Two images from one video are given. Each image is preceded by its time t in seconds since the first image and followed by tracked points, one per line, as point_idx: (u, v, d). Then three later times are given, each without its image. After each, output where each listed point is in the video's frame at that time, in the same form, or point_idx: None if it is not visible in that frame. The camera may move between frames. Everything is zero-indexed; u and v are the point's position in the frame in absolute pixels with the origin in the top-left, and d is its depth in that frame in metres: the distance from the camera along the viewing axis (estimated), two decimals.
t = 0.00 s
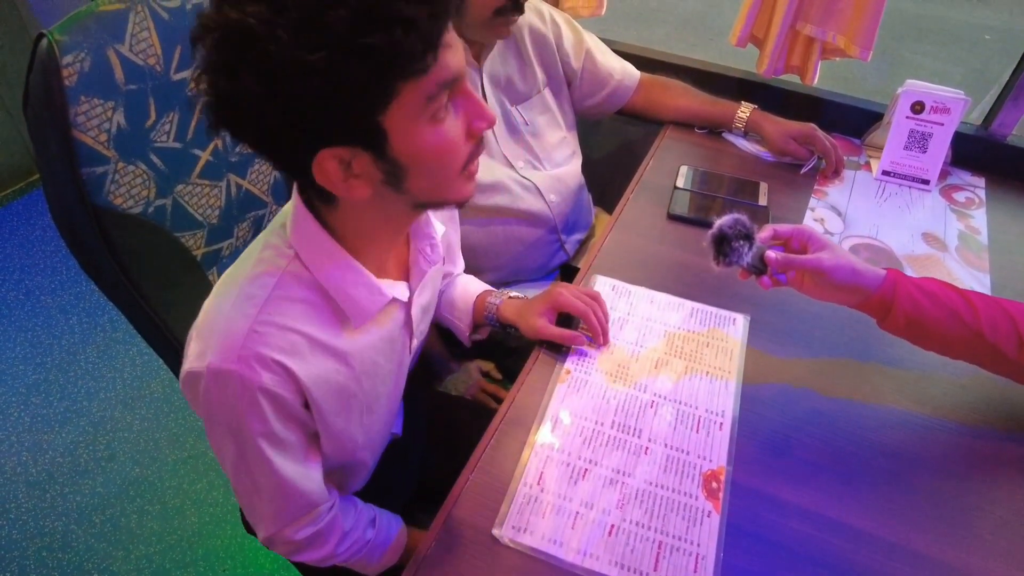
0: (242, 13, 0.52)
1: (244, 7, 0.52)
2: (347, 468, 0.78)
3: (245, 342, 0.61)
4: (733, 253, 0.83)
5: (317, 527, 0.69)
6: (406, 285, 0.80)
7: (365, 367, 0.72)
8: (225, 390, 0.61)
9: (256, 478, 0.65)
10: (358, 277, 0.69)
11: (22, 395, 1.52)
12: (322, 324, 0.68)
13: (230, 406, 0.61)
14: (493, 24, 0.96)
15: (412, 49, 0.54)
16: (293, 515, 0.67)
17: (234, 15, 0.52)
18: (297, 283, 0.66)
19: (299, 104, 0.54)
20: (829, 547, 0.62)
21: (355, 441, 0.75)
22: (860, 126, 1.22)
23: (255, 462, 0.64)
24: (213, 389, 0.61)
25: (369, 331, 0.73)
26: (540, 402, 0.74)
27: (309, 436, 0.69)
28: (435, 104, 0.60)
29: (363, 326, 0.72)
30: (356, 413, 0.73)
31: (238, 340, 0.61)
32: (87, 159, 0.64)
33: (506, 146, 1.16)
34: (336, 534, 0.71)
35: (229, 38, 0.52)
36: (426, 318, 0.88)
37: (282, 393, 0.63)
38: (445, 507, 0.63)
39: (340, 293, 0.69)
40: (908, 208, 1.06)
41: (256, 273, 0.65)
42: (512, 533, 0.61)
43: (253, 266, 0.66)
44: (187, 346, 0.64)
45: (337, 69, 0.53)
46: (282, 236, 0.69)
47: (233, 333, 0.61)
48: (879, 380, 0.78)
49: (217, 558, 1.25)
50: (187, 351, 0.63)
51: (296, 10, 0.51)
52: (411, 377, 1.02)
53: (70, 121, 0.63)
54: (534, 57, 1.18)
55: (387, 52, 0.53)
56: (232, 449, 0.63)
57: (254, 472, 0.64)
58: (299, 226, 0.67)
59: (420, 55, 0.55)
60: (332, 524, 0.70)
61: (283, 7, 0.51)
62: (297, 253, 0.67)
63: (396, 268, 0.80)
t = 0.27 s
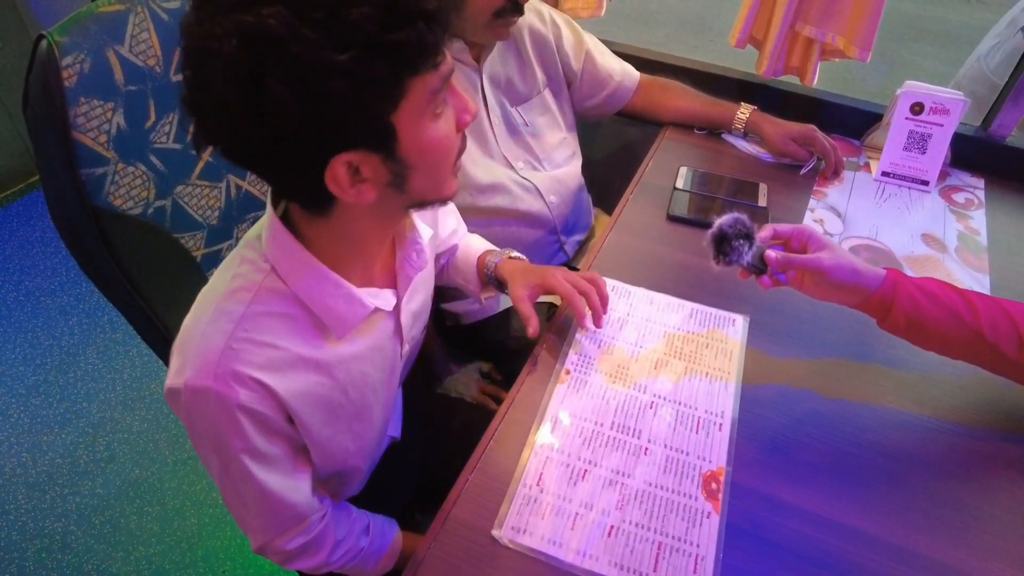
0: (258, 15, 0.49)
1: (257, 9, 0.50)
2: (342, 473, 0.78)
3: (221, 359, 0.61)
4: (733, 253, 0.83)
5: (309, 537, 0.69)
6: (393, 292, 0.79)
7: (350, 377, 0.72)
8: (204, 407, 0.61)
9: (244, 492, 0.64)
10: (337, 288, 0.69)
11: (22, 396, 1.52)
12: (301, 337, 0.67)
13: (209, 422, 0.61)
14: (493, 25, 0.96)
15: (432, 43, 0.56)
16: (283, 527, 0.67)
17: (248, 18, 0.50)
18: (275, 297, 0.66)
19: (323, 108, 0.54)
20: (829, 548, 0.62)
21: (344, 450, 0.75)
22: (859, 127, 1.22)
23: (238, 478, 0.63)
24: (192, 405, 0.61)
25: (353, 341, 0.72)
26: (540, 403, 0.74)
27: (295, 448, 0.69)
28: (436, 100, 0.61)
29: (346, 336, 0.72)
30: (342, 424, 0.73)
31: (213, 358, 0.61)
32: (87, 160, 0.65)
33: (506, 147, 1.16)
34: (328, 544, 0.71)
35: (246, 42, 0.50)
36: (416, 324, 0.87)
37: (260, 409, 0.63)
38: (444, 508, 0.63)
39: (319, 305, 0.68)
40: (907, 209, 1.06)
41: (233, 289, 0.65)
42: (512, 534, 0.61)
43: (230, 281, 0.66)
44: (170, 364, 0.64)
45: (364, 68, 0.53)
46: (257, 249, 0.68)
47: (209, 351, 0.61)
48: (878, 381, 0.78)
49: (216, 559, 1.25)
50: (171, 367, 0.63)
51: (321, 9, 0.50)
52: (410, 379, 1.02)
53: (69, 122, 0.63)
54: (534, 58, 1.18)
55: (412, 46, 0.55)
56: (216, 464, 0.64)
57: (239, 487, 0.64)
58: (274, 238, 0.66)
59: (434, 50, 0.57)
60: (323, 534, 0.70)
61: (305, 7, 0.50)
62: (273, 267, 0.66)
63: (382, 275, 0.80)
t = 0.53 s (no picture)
0: (238, 33, 0.49)
1: (236, 27, 0.50)
2: (342, 478, 0.78)
3: (219, 369, 0.61)
4: (732, 255, 0.83)
5: (310, 542, 0.69)
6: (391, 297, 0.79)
7: (349, 383, 0.72)
8: (204, 418, 0.61)
9: (245, 500, 0.65)
10: (334, 295, 0.69)
11: (22, 397, 1.52)
12: (300, 346, 0.68)
13: (209, 432, 0.61)
14: (493, 26, 0.96)
15: (421, 51, 0.56)
16: (283, 534, 0.67)
17: (228, 37, 0.50)
18: (272, 306, 0.66)
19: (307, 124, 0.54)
20: (829, 549, 0.62)
21: (343, 456, 0.75)
22: (859, 128, 1.22)
23: (238, 486, 0.63)
24: (191, 416, 0.61)
25: (349, 347, 0.72)
26: (540, 404, 0.74)
27: (294, 455, 0.69)
28: (429, 106, 0.61)
29: (343, 343, 0.72)
30: (342, 429, 0.73)
31: (212, 368, 0.61)
32: (86, 162, 0.65)
33: (506, 148, 1.16)
34: (328, 549, 0.71)
35: (227, 60, 0.50)
36: (418, 324, 0.89)
37: (259, 418, 0.63)
38: (445, 509, 0.64)
39: (316, 312, 0.68)
40: (907, 210, 1.06)
41: (230, 298, 0.65)
42: (512, 536, 0.61)
43: (227, 290, 0.66)
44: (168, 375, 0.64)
45: (348, 82, 0.53)
46: (253, 256, 0.68)
47: (206, 362, 0.61)
48: (878, 381, 0.78)
49: (216, 560, 1.25)
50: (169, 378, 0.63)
51: (300, 24, 0.50)
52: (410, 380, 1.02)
53: (69, 124, 0.63)
54: (534, 59, 1.19)
55: (397, 56, 0.54)
56: (216, 474, 0.64)
57: (240, 495, 0.64)
58: (269, 247, 0.66)
59: (422, 58, 0.57)
60: (323, 540, 0.70)
61: (285, 22, 0.50)
62: (269, 276, 0.67)
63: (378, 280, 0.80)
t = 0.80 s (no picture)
0: (234, 41, 0.49)
1: (233, 35, 0.49)
2: (340, 481, 0.78)
3: (215, 371, 0.61)
4: (733, 255, 0.84)
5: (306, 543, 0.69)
6: (394, 304, 0.79)
7: (348, 389, 0.72)
8: (199, 418, 0.61)
9: (241, 501, 0.64)
10: (331, 301, 0.68)
11: (22, 398, 1.52)
12: (298, 351, 0.67)
13: (204, 434, 0.61)
14: (493, 27, 0.96)
15: (419, 73, 0.55)
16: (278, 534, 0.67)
17: (224, 44, 0.49)
18: (271, 310, 0.66)
19: (301, 137, 0.53)
20: (830, 550, 0.62)
21: (341, 460, 0.75)
22: (859, 129, 1.22)
23: (233, 487, 0.63)
24: (187, 415, 0.61)
25: (349, 355, 0.72)
26: (540, 405, 0.74)
27: (291, 458, 0.69)
28: (433, 126, 0.61)
29: (342, 351, 0.71)
30: (341, 433, 0.73)
31: (208, 369, 0.61)
32: (87, 163, 0.65)
33: (507, 149, 1.16)
34: (323, 550, 0.71)
35: (222, 67, 0.50)
36: (422, 333, 0.89)
37: (254, 422, 0.63)
38: (445, 510, 0.64)
39: (314, 318, 0.68)
40: (906, 211, 1.06)
41: (229, 300, 0.65)
42: (512, 536, 0.61)
43: (227, 291, 0.66)
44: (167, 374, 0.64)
45: (344, 98, 0.52)
46: (255, 259, 0.68)
47: (202, 363, 0.61)
48: (877, 382, 0.78)
49: (216, 561, 1.25)
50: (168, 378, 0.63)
51: (297, 37, 0.49)
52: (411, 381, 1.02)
53: (70, 124, 0.63)
54: (535, 59, 1.19)
55: (394, 76, 0.54)
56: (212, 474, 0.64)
57: (235, 496, 0.64)
58: (271, 252, 0.66)
59: (421, 80, 0.56)
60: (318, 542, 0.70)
61: (281, 33, 0.49)
62: (269, 279, 0.66)
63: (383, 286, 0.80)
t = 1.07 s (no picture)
0: (251, 31, 0.49)
1: (251, 25, 0.50)
2: (345, 487, 0.78)
3: (231, 377, 0.61)
4: (733, 260, 0.84)
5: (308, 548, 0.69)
6: (410, 315, 0.78)
7: (362, 399, 0.71)
8: (211, 422, 0.61)
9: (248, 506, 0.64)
10: (350, 314, 0.68)
11: (21, 400, 1.52)
12: (313, 360, 0.67)
13: (216, 439, 0.61)
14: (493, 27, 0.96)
15: (430, 86, 0.54)
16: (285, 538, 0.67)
17: (240, 33, 0.50)
18: (290, 317, 0.66)
19: (303, 133, 0.53)
20: (831, 553, 0.62)
21: (350, 465, 0.75)
22: (860, 130, 1.22)
23: (241, 492, 0.63)
24: (197, 418, 0.61)
25: (363, 365, 0.71)
26: (540, 408, 0.73)
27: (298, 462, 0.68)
28: (447, 145, 0.59)
29: (358, 362, 0.71)
30: (351, 441, 0.73)
31: (224, 376, 0.61)
32: (86, 164, 0.64)
33: (507, 150, 1.16)
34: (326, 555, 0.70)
35: (235, 58, 0.50)
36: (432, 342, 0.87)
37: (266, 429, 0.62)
38: (445, 511, 0.63)
39: (332, 329, 0.67)
40: (908, 212, 1.06)
41: (247, 307, 0.64)
42: (512, 539, 0.61)
43: (246, 296, 0.65)
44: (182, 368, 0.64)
45: (348, 102, 0.52)
46: (275, 265, 0.68)
47: (220, 368, 0.61)
48: (877, 384, 0.78)
49: (215, 563, 1.25)
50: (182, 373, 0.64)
51: (311, 36, 0.49)
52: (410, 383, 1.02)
53: (70, 126, 0.63)
54: (535, 60, 1.19)
55: (405, 86, 0.52)
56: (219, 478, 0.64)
57: (242, 501, 0.64)
58: (293, 260, 0.66)
59: (436, 94, 0.55)
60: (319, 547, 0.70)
61: (296, 30, 0.49)
62: (289, 287, 0.66)
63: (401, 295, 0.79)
